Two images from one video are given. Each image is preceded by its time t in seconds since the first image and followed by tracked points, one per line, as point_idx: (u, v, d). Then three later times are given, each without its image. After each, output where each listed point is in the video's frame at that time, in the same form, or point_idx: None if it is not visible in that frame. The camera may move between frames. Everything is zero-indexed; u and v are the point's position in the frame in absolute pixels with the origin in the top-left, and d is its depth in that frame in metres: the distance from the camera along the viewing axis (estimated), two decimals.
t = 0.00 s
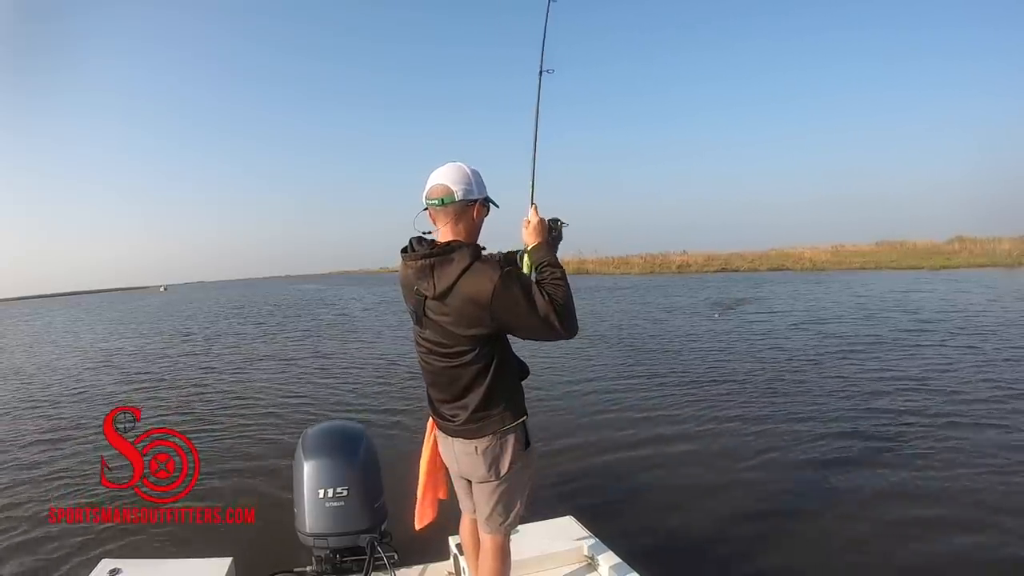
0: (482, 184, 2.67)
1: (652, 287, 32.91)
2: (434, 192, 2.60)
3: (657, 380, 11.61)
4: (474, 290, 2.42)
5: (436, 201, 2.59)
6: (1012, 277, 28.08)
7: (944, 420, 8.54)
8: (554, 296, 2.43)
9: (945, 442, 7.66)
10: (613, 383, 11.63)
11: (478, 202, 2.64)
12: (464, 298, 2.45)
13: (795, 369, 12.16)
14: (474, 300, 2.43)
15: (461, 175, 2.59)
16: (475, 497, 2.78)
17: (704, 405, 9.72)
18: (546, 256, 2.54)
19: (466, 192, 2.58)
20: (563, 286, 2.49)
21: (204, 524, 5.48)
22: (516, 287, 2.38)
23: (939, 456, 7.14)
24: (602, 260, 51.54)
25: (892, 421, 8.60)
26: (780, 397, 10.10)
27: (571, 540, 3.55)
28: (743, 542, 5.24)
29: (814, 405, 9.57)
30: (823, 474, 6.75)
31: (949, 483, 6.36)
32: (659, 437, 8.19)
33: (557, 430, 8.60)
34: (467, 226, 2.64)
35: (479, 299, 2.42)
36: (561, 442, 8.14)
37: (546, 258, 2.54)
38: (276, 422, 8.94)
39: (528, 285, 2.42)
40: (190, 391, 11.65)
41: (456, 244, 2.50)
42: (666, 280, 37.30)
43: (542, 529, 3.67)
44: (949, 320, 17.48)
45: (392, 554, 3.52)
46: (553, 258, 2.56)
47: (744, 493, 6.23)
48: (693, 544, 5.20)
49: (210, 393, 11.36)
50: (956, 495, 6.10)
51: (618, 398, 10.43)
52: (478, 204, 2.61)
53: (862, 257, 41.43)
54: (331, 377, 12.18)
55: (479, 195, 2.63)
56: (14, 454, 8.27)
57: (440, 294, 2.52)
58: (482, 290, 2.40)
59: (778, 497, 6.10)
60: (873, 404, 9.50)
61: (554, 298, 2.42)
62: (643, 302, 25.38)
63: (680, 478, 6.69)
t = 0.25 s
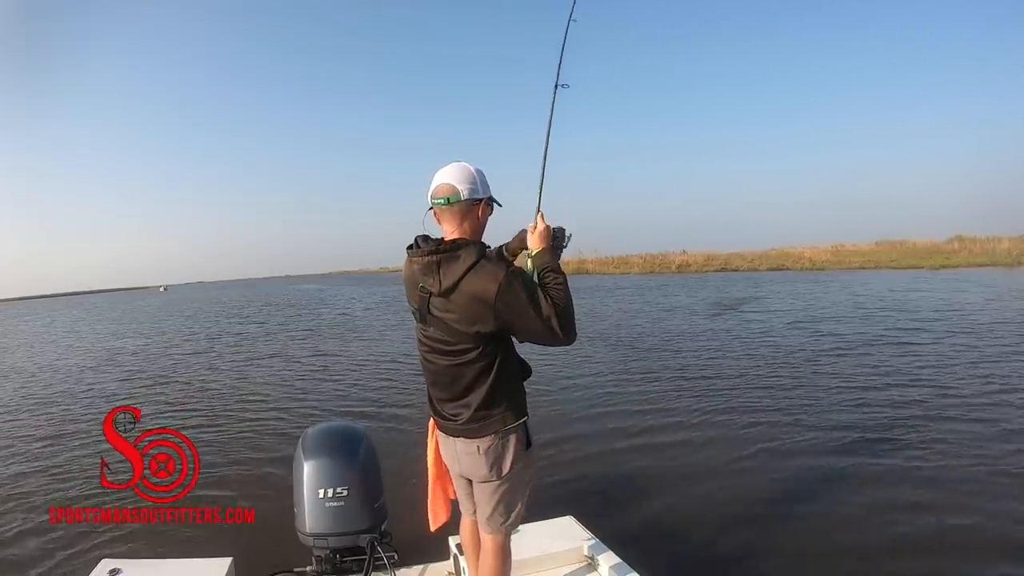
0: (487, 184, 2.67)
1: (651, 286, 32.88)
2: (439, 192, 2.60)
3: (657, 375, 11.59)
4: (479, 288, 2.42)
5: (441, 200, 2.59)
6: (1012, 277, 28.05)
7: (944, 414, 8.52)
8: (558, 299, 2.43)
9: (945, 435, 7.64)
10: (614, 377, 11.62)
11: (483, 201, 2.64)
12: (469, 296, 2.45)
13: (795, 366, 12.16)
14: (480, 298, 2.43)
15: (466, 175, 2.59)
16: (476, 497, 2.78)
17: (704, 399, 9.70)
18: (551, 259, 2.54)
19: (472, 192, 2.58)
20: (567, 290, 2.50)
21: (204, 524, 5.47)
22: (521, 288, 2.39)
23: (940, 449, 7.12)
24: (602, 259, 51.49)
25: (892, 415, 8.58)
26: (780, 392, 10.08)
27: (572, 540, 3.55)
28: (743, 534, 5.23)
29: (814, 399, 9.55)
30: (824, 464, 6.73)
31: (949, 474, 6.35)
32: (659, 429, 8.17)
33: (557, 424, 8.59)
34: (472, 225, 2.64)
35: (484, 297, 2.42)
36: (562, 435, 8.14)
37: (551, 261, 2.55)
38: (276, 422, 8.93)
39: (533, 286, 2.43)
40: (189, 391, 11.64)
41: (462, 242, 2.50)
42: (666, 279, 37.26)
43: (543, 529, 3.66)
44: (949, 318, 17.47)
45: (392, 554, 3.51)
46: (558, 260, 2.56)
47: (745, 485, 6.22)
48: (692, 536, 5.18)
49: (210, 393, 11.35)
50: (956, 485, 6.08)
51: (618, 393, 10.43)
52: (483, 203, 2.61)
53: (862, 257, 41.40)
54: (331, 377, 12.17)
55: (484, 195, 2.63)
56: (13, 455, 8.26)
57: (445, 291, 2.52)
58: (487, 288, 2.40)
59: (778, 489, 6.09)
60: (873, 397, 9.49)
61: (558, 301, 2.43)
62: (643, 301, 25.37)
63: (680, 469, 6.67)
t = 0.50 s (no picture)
0: (488, 184, 2.67)
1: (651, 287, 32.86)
2: (440, 194, 2.60)
3: (657, 373, 11.59)
4: (484, 286, 2.42)
5: (443, 202, 2.59)
6: (1011, 277, 28.04)
7: (944, 411, 8.51)
8: (563, 298, 2.43)
9: (945, 431, 7.63)
10: (615, 375, 11.62)
11: (484, 201, 2.65)
12: (474, 294, 2.46)
13: (795, 364, 12.15)
14: (484, 296, 2.43)
15: (467, 176, 2.59)
16: (478, 496, 2.78)
17: (703, 396, 9.70)
18: (556, 260, 2.55)
19: (473, 193, 2.59)
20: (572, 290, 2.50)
21: (204, 524, 5.48)
22: (526, 286, 2.39)
23: (939, 445, 7.11)
24: (601, 260, 51.47)
25: (892, 412, 8.57)
26: (779, 389, 10.07)
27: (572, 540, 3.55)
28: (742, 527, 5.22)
29: (813, 396, 9.55)
30: (823, 460, 6.73)
31: (950, 469, 6.33)
32: (659, 426, 8.17)
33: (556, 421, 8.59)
34: (474, 225, 2.65)
35: (489, 295, 2.42)
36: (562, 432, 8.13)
37: (557, 262, 2.55)
38: (276, 422, 8.94)
39: (537, 285, 2.43)
40: (189, 391, 11.65)
41: (467, 241, 2.51)
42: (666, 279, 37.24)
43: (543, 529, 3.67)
44: (949, 317, 17.46)
45: (392, 553, 3.52)
46: (563, 261, 2.56)
47: (744, 481, 6.22)
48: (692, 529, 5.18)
49: (210, 393, 11.36)
50: (956, 480, 6.07)
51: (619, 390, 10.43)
52: (484, 203, 2.61)
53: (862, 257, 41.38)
54: (332, 377, 12.18)
55: (485, 195, 2.63)
56: (14, 454, 8.28)
57: (450, 289, 2.52)
58: (492, 286, 2.40)
59: (778, 485, 6.08)
60: (874, 395, 9.48)
61: (563, 300, 2.43)
62: (643, 301, 25.37)
63: (679, 466, 6.67)
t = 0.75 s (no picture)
0: (487, 183, 2.66)
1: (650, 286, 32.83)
2: (438, 194, 2.60)
3: (657, 372, 11.58)
4: (486, 285, 2.42)
5: (442, 202, 2.58)
6: (1011, 276, 28.00)
7: (945, 408, 8.50)
8: (564, 298, 2.43)
9: (945, 429, 7.62)
10: (614, 376, 11.62)
11: (483, 201, 2.64)
12: (475, 293, 2.45)
13: (795, 363, 12.14)
14: (485, 295, 2.42)
15: (466, 176, 2.58)
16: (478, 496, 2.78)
17: (703, 395, 9.69)
18: (557, 259, 2.55)
19: (472, 192, 2.58)
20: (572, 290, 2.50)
21: (204, 524, 5.47)
22: (527, 285, 2.39)
23: (940, 443, 7.10)
24: (601, 260, 51.44)
25: (892, 409, 8.56)
26: (779, 387, 10.06)
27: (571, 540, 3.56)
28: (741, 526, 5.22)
29: (814, 394, 9.54)
30: (823, 459, 6.73)
31: (950, 467, 6.32)
32: (659, 425, 8.17)
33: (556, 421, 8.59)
34: (473, 224, 2.64)
35: (490, 294, 2.41)
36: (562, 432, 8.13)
37: (557, 262, 2.55)
38: (276, 422, 8.94)
39: (538, 285, 2.43)
40: (189, 392, 11.65)
41: (468, 241, 2.51)
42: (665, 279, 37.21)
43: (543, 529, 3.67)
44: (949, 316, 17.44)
45: (392, 554, 3.51)
46: (564, 261, 2.56)
47: (744, 479, 6.21)
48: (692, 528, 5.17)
49: (210, 394, 11.36)
50: (956, 478, 6.06)
51: (619, 390, 10.43)
52: (482, 203, 2.61)
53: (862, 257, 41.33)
54: (332, 377, 12.19)
55: (483, 194, 2.63)
56: (14, 455, 8.28)
57: (451, 288, 2.52)
58: (493, 285, 2.40)
59: (778, 484, 6.08)
60: (874, 393, 9.48)
61: (564, 299, 2.42)
62: (643, 300, 25.36)
63: (679, 464, 6.66)
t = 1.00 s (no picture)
0: (489, 183, 2.66)
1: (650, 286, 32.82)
2: (441, 194, 2.60)
3: (657, 371, 11.58)
4: (489, 285, 2.42)
5: (444, 202, 2.58)
6: (1011, 276, 27.98)
7: (945, 407, 8.49)
8: (567, 300, 2.42)
9: (946, 427, 7.61)
10: (613, 374, 11.64)
11: (486, 200, 2.64)
12: (478, 293, 2.45)
13: (794, 361, 12.14)
14: (489, 294, 2.42)
15: (468, 175, 2.58)
16: (478, 496, 2.78)
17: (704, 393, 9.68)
18: (559, 262, 2.56)
19: (474, 191, 2.58)
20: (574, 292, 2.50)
21: (204, 523, 5.47)
22: (530, 286, 2.39)
23: (940, 442, 7.09)
24: (601, 260, 51.43)
25: (893, 407, 8.55)
26: (780, 386, 10.05)
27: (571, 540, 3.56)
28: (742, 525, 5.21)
29: (813, 392, 9.53)
30: (824, 457, 6.73)
31: (951, 465, 6.31)
32: (660, 423, 8.16)
33: (556, 420, 8.58)
34: (475, 224, 2.64)
35: (493, 294, 2.41)
36: (562, 430, 8.13)
37: (560, 264, 2.56)
38: (276, 422, 8.94)
39: (542, 286, 2.43)
40: (189, 392, 11.65)
41: (473, 241, 2.51)
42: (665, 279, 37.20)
43: (543, 528, 3.67)
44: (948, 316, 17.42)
45: (392, 554, 3.51)
46: (566, 263, 2.57)
47: (744, 477, 6.21)
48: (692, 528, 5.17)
49: (210, 394, 11.36)
50: (956, 477, 6.05)
51: (619, 388, 10.44)
52: (485, 202, 2.61)
53: (862, 257, 41.32)
54: (331, 377, 12.19)
55: (486, 194, 2.63)
56: (14, 455, 8.28)
57: (455, 287, 2.52)
58: (497, 284, 2.40)
59: (778, 483, 6.08)
60: (873, 391, 9.48)
61: (566, 301, 2.42)
62: (642, 300, 25.37)
63: (680, 463, 6.66)
